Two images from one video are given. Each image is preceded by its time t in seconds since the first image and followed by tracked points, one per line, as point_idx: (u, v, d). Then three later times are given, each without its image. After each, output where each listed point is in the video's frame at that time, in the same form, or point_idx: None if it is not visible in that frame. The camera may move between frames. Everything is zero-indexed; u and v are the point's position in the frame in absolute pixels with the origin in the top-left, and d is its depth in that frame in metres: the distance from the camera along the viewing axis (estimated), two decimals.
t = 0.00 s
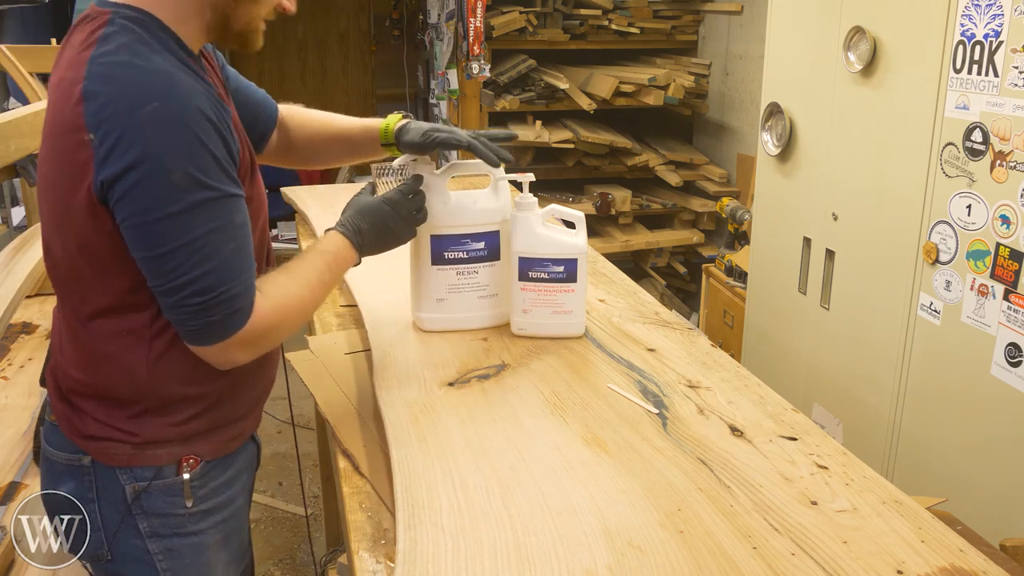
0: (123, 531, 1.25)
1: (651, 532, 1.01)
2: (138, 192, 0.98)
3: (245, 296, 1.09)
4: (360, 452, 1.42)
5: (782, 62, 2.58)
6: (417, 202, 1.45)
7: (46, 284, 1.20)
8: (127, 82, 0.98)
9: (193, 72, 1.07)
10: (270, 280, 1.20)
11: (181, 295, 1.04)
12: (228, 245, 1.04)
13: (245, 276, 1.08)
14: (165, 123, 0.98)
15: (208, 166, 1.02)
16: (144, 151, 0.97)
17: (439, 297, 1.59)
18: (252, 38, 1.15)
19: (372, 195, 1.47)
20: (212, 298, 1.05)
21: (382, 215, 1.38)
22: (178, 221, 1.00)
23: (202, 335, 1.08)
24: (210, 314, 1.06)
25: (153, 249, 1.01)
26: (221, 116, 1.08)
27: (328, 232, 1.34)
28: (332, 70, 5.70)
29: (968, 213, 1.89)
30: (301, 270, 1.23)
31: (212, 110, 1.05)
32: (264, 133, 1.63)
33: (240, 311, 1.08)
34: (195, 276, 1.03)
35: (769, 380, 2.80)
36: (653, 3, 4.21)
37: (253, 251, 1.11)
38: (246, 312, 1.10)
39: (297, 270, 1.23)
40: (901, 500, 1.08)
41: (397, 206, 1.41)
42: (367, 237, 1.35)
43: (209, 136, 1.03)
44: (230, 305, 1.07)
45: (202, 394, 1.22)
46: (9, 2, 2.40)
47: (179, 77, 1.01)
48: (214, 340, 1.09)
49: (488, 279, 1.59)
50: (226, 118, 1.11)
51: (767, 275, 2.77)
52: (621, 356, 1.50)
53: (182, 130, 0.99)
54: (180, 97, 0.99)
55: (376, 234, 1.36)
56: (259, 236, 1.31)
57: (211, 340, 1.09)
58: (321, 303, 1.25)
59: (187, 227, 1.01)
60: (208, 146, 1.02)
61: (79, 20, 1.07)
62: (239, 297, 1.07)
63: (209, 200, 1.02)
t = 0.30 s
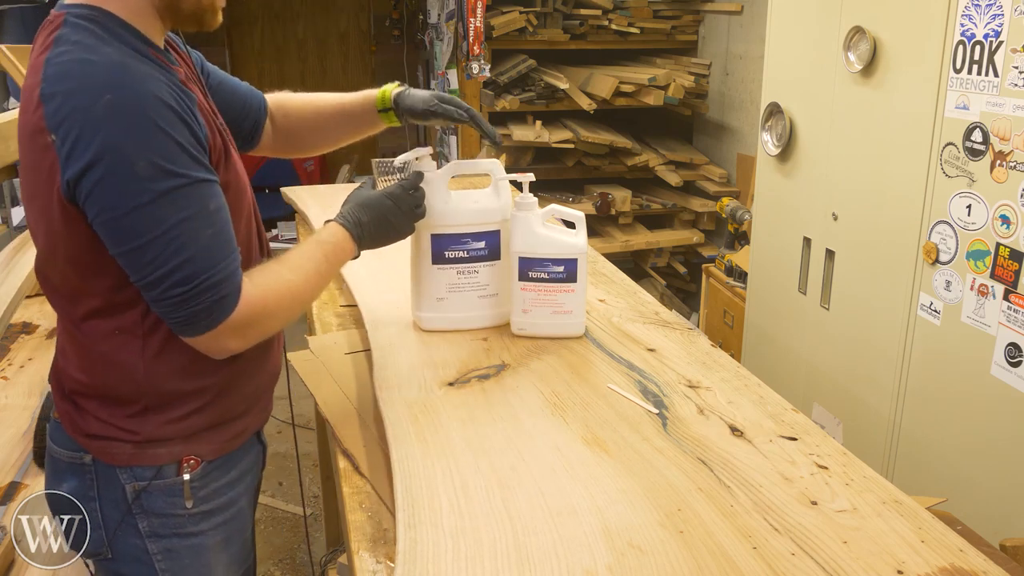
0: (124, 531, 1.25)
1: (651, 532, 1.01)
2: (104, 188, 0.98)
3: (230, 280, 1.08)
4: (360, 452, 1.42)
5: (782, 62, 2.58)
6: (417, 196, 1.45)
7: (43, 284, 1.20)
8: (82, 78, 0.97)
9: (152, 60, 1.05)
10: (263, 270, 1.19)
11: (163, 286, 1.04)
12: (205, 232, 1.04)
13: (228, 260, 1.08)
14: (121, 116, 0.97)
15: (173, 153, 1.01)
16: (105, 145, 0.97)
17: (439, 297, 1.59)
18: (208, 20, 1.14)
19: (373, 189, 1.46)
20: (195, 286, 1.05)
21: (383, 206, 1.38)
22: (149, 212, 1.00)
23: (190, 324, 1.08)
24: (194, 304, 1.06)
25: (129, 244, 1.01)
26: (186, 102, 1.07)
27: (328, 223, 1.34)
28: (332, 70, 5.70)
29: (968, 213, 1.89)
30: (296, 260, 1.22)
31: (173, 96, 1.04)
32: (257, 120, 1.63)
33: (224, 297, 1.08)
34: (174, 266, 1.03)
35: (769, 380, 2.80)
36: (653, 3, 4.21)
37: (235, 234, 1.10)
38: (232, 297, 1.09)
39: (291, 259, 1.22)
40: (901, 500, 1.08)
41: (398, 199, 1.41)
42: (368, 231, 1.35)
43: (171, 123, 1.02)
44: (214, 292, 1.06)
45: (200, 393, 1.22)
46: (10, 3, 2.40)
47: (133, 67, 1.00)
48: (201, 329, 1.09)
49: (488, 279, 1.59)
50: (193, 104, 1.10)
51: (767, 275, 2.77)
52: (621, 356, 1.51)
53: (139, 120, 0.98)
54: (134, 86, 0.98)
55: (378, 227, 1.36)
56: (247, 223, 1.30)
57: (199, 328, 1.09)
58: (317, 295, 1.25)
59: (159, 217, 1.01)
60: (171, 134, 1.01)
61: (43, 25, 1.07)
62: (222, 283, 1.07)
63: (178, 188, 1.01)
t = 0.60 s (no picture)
0: (133, 529, 1.25)
1: (651, 532, 1.01)
2: (97, 193, 0.98)
3: (227, 282, 1.08)
4: (360, 452, 1.42)
5: (782, 62, 2.58)
6: (418, 196, 1.45)
7: (49, 286, 1.20)
8: (72, 82, 0.97)
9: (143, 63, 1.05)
10: (263, 271, 1.19)
11: (160, 289, 1.04)
12: (200, 234, 1.04)
13: (224, 261, 1.07)
14: (112, 118, 0.97)
15: (165, 155, 1.01)
16: (97, 149, 0.97)
17: (439, 297, 1.59)
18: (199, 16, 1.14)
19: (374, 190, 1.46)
20: (192, 288, 1.05)
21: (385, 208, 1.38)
22: (143, 215, 1.00)
23: (189, 325, 1.08)
24: (191, 306, 1.06)
25: (124, 247, 1.01)
26: (178, 104, 1.07)
27: (330, 224, 1.34)
28: (332, 70, 5.70)
29: (968, 213, 1.89)
30: (296, 261, 1.22)
31: (164, 97, 1.03)
32: (263, 106, 1.64)
33: (221, 299, 1.08)
34: (170, 268, 1.03)
35: (769, 380, 2.80)
36: (653, 3, 4.21)
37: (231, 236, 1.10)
38: (230, 298, 1.09)
39: (292, 260, 1.22)
40: (901, 500, 1.08)
41: (399, 200, 1.41)
42: (370, 232, 1.35)
43: (163, 125, 1.01)
44: (211, 294, 1.06)
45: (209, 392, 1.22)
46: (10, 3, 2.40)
47: (122, 69, 1.00)
48: (200, 331, 1.09)
49: (488, 279, 1.59)
50: (187, 105, 1.10)
51: (767, 275, 2.77)
52: (621, 356, 1.51)
53: (129, 123, 0.98)
54: (123, 88, 0.98)
55: (379, 228, 1.36)
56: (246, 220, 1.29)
57: (198, 330, 1.09)
58: (319, 296, 1.25)
59: (153, 220, 1.00)
60: (163, 136, 1.01)
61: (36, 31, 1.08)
62: (219, 284, 1.07)
63: (171, 189, 1.01)
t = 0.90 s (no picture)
0: (135, 529, 1.25)
1: (651, 532, 1.01)
2: (96, 197, 0.98)
3: (226, 287, 1.08)
4: (360, 452, 1.42)
5: (782, 62, 2.58)
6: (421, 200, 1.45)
7: (53, 285, 1.20)
8: (73, 85, 0.97)
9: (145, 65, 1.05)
10: (266, 276, 1.19)
11: (159, 293, 1.04)
12: (199, 239, 1.04)
13: (224, 267, 1.07)
14: (112, 122, 0.97)
15: (164, 160, 1.01)
16: (96, 154, 0.97)
17: (439, 297, 1.59)
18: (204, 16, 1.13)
19: (377, 194, 1.46)
20: (191, 293, 1.05)
21: (389, 214, 1.38)
22: (142, 220, 1.00)
23: (188, 330, 1.08)
24: (191, 310, 1.06)
25: (123, 251, 1.01)
26: (179, 108, 1.07)
27: (335, 228, 1.34)
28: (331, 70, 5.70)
29: (968, 213, 1.89)
30: (300, 266, 1.22)
31: (165, 101, 1.03)
32: (279, 101, 1.65)
33: (221, 304, 1.08)
34: (169, 273, 1.03)
35: (769, 380, 2.80)
36: (653, 3, 4.21)
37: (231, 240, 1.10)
38: (229, 303, 1.09)
39: (296, 265, 1.22)
40: (901, 500, 1.08)
41: (403, 204, 1.41)
42: (374, 236, 1.35)
43: (163, 129, 1.01)
44: (210, 299, 1.06)
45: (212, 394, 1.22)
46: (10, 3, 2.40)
47: (123, 72, 1.00)
48: (199, 335, 1.09)
49: (488, 279, 1.59)
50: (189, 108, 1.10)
51: (767, 274, 2.77)
52: (621, 356, 1.51)
53: (130, 127, 0.98)
54: (124, 92, 0.98)
55: (384, 233, 1.36)
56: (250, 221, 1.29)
57: (197, 335, 1.09)
58: (322, 300, 1.25)
59: (152, 225, 1.00)
60: (163, 140, 1.01)
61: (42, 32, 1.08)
62: (218, 290, 1.07)
63: (171, 195, 1.01)
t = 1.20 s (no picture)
0: (133, 529, 1.26)
1: (651, 532, 1.01)
2: (105, 201, 0.98)
3: (235, 290, 1.07)
4: (361, 452, 1.42)
5: (782, 62, 2.58)
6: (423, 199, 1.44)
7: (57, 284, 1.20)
8: (82, 88, 0.97)
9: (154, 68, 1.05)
10: (273, 277, 1.19)
11: (169, 296, 1.04)
12: (209, 242, 1.03)
13: (233, 269, 1.07)
14: (120, 125, 0.97)
15: (173, 163, 1.01)
16: (105, 158, 0.97)
17: (439, 297, 1.59)
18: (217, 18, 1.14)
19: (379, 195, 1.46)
20: (201, 296, 1.05)
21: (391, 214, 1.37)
22: (151, 223, 1.00)
23: (199, 333, 1.08)
24: (200, 313, 1.06)
25: (133, 254, 1.01)
26: (187, 110, 1.07)
27: (340, 229, 1.34)
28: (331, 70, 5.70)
29: (968, 213, 1.89)
30: (307, 268, 1.22)
31: (173, 104, 1.03)
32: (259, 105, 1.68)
33: (230, 306, 1.08)
34: (179, 275, 1.03)
35: (769, 379, 2.80)
36: (653, 3, 4.21)
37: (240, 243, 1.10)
38: (239, 305, 1.09)
39: (302, 267, 1.22)
40: (901, 500, 1.08)
41: (404, 204, 1.40)
42: (377, 234, 1.35)
43: (170, 132, 1.01)
44: (220, 301, 1.06)
45: (213, 397, 1.22)
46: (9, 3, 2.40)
47: (131, 75, 1.00)
48: (209, 338, 1.09)
49: (488, 279, 1.59)
50: (196, 111, 1.10)
51: (767, 274, 2.77)
52: (621, 356, 1.51)
53: (138, 131, 0.98)
54: (132, 94, 0.98)
55: (387, 232, 1.36)
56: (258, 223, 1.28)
57: (207, 338, 1.08)
58: (329, 302, 1.25)
59: (162, 228, 1.00)
60: (171, 144, 1.01)
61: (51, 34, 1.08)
62: (227, 292, 1.06)
63: (179, 197, 1.01)
